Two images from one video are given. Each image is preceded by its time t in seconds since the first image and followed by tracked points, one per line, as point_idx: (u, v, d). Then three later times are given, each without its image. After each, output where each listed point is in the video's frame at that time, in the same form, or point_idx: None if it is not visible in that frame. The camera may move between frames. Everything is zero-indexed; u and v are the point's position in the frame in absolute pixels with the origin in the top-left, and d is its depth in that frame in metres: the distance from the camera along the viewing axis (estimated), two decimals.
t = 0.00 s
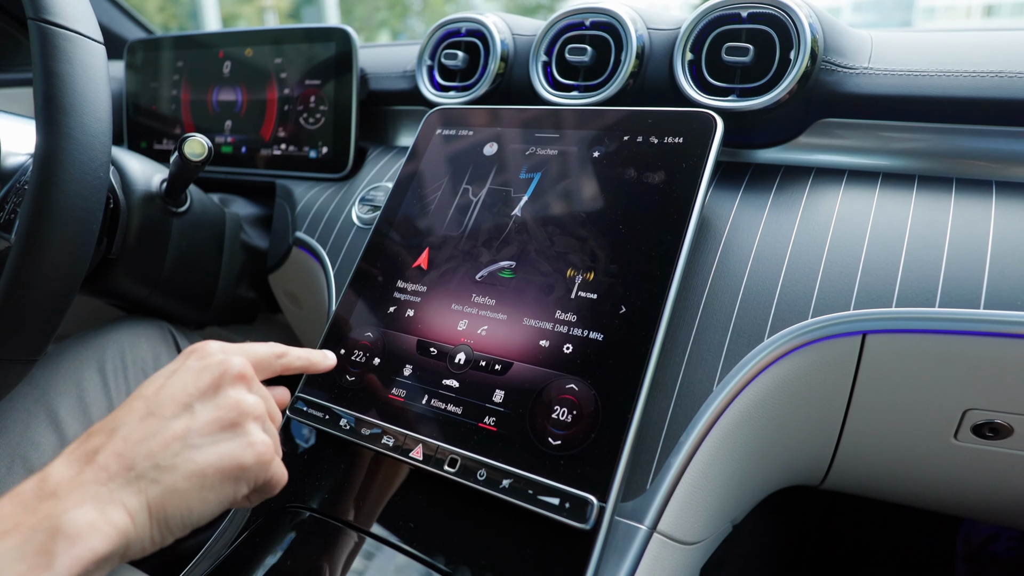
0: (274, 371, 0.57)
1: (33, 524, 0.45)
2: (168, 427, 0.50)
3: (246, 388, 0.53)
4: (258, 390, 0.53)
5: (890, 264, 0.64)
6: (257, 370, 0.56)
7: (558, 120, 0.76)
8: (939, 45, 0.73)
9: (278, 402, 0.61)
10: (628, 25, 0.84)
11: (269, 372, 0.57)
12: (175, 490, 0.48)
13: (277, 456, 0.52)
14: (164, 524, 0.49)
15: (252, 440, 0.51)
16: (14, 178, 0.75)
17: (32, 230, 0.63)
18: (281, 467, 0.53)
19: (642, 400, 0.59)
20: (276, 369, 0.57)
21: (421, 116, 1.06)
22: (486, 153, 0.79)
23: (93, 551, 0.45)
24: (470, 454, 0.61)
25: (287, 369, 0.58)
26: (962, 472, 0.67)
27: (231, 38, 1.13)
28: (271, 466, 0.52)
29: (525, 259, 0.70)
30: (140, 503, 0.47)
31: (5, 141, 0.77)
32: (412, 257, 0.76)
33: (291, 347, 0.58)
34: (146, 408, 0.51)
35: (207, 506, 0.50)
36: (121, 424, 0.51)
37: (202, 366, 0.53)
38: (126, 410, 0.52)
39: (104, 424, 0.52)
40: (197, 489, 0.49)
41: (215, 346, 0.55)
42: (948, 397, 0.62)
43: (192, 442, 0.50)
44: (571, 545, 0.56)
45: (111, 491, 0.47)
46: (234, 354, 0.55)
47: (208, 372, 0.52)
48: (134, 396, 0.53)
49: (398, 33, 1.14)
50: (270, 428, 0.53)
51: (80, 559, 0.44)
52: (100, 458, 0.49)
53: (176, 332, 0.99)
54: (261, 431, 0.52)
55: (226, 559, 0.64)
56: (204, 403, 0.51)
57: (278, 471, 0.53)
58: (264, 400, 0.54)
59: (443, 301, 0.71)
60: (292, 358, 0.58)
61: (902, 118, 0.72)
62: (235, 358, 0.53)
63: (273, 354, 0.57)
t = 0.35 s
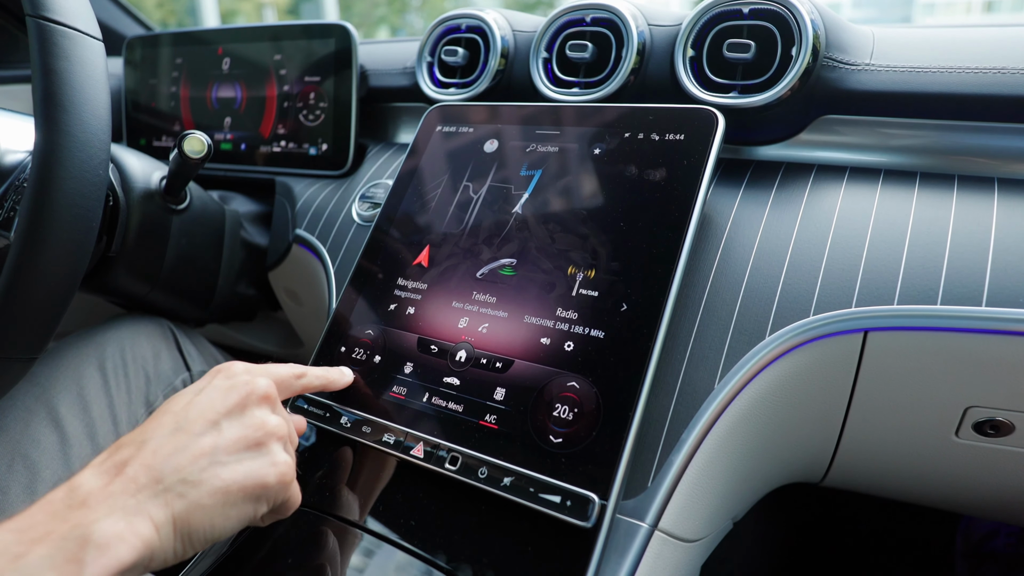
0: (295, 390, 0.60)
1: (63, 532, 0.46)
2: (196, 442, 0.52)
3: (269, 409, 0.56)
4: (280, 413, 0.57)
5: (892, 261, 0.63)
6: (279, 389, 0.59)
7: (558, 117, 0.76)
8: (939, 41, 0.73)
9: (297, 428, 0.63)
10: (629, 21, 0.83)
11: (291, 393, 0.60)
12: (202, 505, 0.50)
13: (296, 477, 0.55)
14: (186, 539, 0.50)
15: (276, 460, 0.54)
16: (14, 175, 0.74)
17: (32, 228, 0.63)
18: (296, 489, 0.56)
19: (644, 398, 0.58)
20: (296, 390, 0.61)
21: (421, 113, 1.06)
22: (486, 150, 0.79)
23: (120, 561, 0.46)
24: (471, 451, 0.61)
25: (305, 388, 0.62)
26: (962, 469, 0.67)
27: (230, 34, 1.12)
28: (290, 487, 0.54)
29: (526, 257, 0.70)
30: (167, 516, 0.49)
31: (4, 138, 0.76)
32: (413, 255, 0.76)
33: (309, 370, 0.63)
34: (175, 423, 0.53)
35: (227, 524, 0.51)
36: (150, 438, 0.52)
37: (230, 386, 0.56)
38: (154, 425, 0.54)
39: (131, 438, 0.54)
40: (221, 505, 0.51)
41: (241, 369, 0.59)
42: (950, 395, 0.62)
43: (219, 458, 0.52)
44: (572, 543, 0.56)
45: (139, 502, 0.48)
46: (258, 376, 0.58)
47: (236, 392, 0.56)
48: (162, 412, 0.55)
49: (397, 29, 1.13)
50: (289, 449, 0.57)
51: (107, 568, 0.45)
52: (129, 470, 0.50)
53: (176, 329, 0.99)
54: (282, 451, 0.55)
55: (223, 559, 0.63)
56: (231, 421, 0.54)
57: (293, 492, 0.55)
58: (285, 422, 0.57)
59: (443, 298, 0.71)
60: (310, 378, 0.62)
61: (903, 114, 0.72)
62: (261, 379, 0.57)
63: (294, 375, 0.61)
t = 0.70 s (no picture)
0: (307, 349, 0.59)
1: (91, 509, 0.46)
2: (217, 420, 0.52)
3: (286, 382, 0.56)
4: (297, 384, 0.57)
5: (893, 262, 0.63)
6: (292, 354, 0.58)
7: (559, 118, 0.76)
8: (941, 42, 0.73)
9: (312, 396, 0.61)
10: (631, 22, 0.83)
11: (304, 352, 0.59)
12: (229, 479, 0.51)
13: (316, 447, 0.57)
14: (214, 513, 0.51)
15: (297, 433, 0.55)
16: (13, 174, 0.74)
17: (32, 228, 0.63)
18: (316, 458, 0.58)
19: (645, 400, 0.58)
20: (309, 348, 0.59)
21: (421, 113, 1.06)
22: (487, 150, 0.78)
23: (150, 536, 0.46)
24: (472, 453, 0.61)
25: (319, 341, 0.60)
26: (963, 470, 0.67)
27: (230, 33, 1.12)
28: (311, 458, 0.56)
29: (527, 257, 0.70)
30: (194, 492, 0.49)
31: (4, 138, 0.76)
32: (413, 255, 0.75)
33: (320, 322, 0.60)
34: (193, 402, 0.53)
35: (254, 496, 0.52)
36: (170, 417, 0.52)
37: (245, 361, 0.56)
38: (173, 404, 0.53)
39: (150, 417, 0.54)
40: (247, 479, 0.52)
41: (252, 341, 0.58)
42: (951, 396, 0.62)
43: (241, 434, 0.52)
44: (572, 545, 0.56)
45: (165, 479, 0.49)
46: (270, 347, 0.57)
47: (251, 366, 0.55)
48: (178, 391, 0.55)
49: (396, 28, 1.12)
50: (308, 420, 0.57)
51: (138, 544, 0.45)
52: (152, 449, 0.50)
53: (177, 329, 0.99)
54: (301, 423, 0.56)
55: (225, 559, 0.64)
56: (249, 397, 0.54)
57: (315, 461, 0.57)
58: (303, 393, 0.57)
59: (444, 299, 0.71)
60: (323, 332, 0.59)
61: (904, 116, 0.72)
62: (275, 352, 0.56)
63: (304, 333, 0.59)
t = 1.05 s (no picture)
0: (315, 356, 0.60)
1: (103, 500, 0.46)
2: (229, 415, 0.53)
3: (296, 382, 0.57)
4: (305, 386, 0.58)
5: (893, 260, 0.63)
6: (300, 359, 0.59)
7: (558, 115, 0.76)
8: (940, 39, 0.73)
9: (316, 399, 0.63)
10: (630, 20, 0.83)
11: (311, 358, 0.60)
12: (238, 474, 0.51)
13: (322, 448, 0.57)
14: (222, 507, 0.51)
15: (306, 432, 0.55)
16: (12, 172, 0.74)
17: (31, 225, 0.63)
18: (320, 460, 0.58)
19: (644, 398, 0.58)
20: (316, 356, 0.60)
21: (421, 111, 1.06)
22: (486, 148, 0.78)
23: (160, 528, 0.46)
24: (471, 451, 0.61)
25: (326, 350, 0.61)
26: (963, 468, 0.67)
27: (229, 31, 1.12)
28: (319, 457, 0.56)
29: (526, 255, 0.70)
30: (204, 485, 0.49)
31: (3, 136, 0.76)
32: (413, 253, 0.75)
33: (327, 332, 0.61)
34: (205, 397, 0.53)
35: (261, 493, 0.53)
36: (182, 411, 0.53)
37: (257, 360, 0.56)
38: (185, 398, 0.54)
39: (161, 411, 0.54)
40: (256, 474, 0.52)
41: (263, 344, 0.59)
42: (950, 394, 0.62)
43: (252, 430, 0.53)
44: (572, 543, 0.56)
45: (176, 472, 0.49)
46: (281, 349, 0.58)
47: (263, 366, 0.56)
48: (190, 386, 0.55)
49: (395, 26, 1.14)
50: (315, 421, 0.58)
51: (148, 535, 0.45)
52: (164, 440, 0.51)
53: (176, 328, 0.98)
54: (309, 423, 0.57)
55: (223, 557, 0.63)
56: (260, 394, 0.55)
57: (321, 461, 0.57)
58: (310, 395, 0.58)
59: (443, 297, 0.71)
60: (330, 341, 0.61)
61: (903, 114, 0.72)
62: (286, 354, 0.57)
63: (312, 340, 0.60)
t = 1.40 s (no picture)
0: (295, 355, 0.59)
1: (73, 518, 0.47)
2: (199, 425, 0.52)
3: (268, 386, 0.55)
4: (279, 387, 0.56)
5: (893, 261, 0.63)
6: (278, 359, 0.58)
7: (558, 116, 0.76)
8: (940, 40, 0.73)
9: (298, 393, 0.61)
10: (630, 20, 0.83)
11: (290, 357, 0.59)
12: (210, 486, 0.51)
13: (300, 451, 0.56)
14: (198, 518, 0.51)
15: (280, 437, 0.54)
16: (12, 171, 0.74)
17: (31, 224, 0.63)
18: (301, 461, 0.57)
19: (643, 399, 0.58)
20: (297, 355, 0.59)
21: (421, 110, 1.06)
22: (486, 148, 0.78)
23: (132, 545, 0.47)
24: (470, 451, 0.61)
25: (308, 348, 0.60)
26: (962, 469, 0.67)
27: (229, 30, 1.12)
28: (297, 461, 0.55)
29: (526, 256, 0.70)
30: (176, 500, 0.50)
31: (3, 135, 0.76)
32: (413, 253, 0.75)
33: (309, 330, 0.60)
34: (175, 407, 0.53)
35: (238, 501, 0.53)
36: (152, 423, 0.53)
37: (226, 365, 0.55)
38: (156, 409, 0.54)
39: (132, 422, 0.54)
40: (229, 484, 0.52)
41: (234, 344, 0.57)
42: (949, 395, 0.62)
43: (223, 439, 0.52)
44: (570, 543, 0.56)
45: (148, 487, 0.49)
46: (254, 350, 0.57)
47: (233, 371, 0.55)
48: (159, 395, 0.55)
49: (396, 25, 1.15)
50: (291, 423, 0.57)
51: (120, 553, 0.46)
52: (134, 455, 0.51)
53: (175, 328, 0.99)
54: (286, 426, 0.55)
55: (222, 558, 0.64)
56: (231, 402, 0.54)
57: (299, 464, 0.56)
58: (285, 396, 0.57)
59: (444, 298, 0.71)
60: (311, 339, 0.59)
61: (903, 115, 0.72)
62: (258, 356, 0.56)
63: (293, 340, 0.58)
